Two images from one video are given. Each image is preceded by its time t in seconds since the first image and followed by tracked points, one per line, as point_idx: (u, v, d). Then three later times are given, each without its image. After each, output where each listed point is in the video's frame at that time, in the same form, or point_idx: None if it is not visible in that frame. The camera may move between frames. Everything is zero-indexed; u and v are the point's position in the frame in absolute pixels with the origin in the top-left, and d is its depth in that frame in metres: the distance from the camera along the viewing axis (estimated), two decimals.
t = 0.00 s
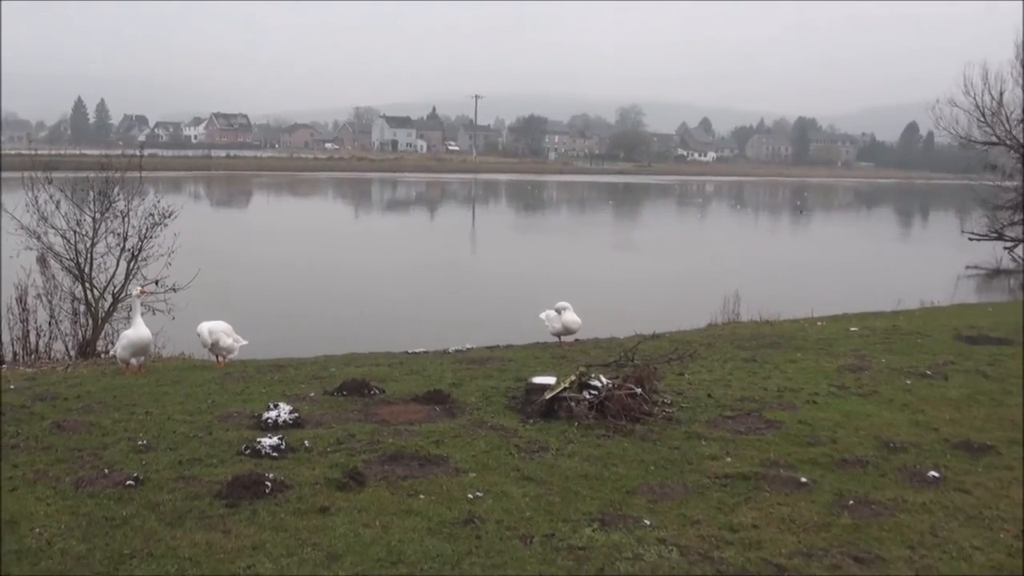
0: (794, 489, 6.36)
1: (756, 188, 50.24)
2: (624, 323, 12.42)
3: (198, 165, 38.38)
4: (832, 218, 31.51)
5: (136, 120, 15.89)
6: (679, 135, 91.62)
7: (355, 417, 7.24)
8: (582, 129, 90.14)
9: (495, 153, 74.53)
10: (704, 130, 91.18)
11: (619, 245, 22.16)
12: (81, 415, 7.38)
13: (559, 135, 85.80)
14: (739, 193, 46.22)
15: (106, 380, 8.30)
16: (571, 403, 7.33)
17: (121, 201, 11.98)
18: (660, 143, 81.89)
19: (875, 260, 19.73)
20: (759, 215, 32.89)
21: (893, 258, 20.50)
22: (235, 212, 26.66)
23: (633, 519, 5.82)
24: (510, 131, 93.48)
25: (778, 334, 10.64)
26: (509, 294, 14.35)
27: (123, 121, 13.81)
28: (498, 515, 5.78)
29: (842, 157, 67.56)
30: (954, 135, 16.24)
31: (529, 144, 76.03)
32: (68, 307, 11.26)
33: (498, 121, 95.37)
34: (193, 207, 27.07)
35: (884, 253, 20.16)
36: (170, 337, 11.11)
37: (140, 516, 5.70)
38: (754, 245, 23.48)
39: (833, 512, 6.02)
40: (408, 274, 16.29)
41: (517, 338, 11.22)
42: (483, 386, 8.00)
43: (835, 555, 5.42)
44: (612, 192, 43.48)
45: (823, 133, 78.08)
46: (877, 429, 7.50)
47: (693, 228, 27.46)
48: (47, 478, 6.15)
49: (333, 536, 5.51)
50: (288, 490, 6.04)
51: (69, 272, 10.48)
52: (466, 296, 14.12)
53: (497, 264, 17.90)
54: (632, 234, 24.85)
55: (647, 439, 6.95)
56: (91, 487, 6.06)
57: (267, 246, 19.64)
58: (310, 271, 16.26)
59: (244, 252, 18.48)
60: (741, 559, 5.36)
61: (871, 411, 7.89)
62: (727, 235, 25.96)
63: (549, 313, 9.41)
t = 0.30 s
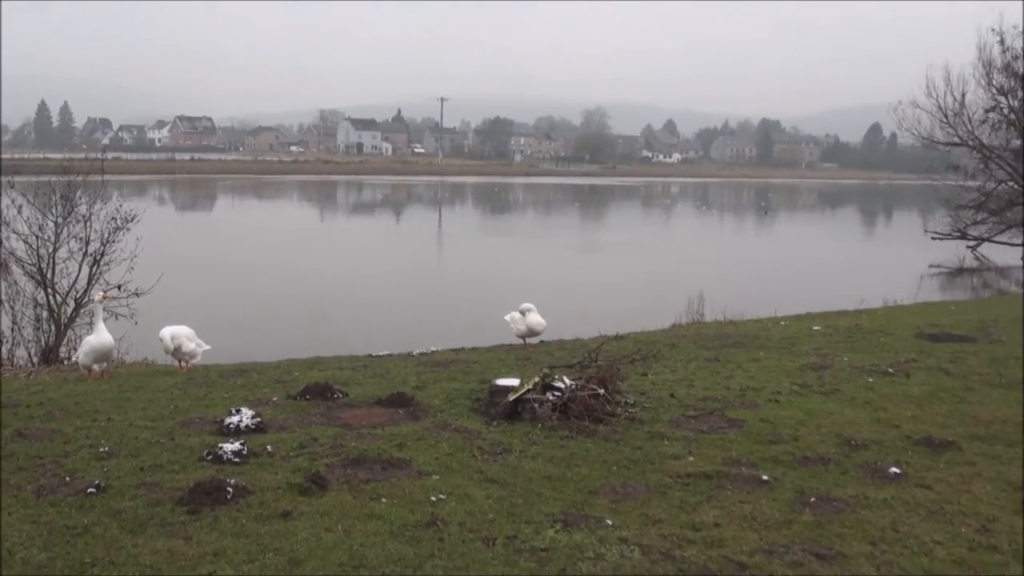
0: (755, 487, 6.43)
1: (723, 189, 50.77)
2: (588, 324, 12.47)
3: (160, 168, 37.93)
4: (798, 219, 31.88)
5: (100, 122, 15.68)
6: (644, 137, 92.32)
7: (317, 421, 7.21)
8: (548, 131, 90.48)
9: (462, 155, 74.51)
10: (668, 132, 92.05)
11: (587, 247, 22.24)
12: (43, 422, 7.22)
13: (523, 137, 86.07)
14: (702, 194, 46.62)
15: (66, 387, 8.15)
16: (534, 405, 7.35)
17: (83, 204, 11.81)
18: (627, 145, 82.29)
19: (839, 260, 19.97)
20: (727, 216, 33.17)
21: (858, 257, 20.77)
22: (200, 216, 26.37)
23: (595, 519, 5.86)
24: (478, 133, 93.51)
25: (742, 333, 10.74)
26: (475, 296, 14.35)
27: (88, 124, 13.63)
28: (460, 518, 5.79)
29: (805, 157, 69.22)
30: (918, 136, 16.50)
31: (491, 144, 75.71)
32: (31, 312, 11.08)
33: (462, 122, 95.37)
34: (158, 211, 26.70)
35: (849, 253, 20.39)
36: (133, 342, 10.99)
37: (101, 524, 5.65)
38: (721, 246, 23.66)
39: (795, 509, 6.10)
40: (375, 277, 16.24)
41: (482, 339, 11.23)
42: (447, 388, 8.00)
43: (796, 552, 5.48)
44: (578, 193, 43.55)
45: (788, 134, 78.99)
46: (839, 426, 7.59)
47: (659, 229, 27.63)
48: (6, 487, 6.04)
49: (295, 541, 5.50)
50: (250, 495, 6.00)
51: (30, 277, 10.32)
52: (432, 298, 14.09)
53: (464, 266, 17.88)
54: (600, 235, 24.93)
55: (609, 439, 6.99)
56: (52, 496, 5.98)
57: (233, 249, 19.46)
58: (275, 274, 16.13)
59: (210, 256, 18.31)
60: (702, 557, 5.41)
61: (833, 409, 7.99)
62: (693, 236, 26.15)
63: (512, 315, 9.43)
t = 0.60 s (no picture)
0: (760, 487, 6.42)
1: (723, 188, 50.75)
2: (588, 324, 12.50)
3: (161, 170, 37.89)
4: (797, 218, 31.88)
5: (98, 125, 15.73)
6: (643, 137, 92.33)
7: (320, 423, 7.19)
8: (545, 133, 90.57)
9: (462, 155, 74.53)
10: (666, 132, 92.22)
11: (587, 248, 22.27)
12: (44, 426, 7.17)
13: (523, 138, 86.12)
14: (703, 193, 46.60)
15: (66, 392, 8.08)
16: (537, 405, 7.33)
17: (82, 208, 11.82)
18: (623, 145, 82.18)
19: (839, 260, 20.00)
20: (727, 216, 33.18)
21: (855, 256, 20.78)
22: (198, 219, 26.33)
23: (600, 520, 5.85)
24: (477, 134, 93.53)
25: (743, 333, 10.74)
26: (474, 298, 14.35)
27: (86, 130, 13.72)
28: (465, 519, 5.78)
29: (804, 156, 69.28)
30: (916, 135, 16.52)
31: (491, 145, 75.54)
32: (31, 317, 11.06)
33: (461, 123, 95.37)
34: (155, 215, 26.58)
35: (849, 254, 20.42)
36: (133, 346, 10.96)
37: (105, 528, 5.64)
38: (721, 245, 23.66)
39: (799, 508, 6.09)
40: (375, 278, 16.21)
41: (483, 340, 11.20)
42: (449, 390, 7.98)
43: (801, 552, 5.47)
44: (579, 193, 43.51)
45: (788, 133, 79.05)
46: (842, 425, 7.59)
47: (658, 229, 27.65)
48: (8, 492, 6.01)
49: (299, 544, 5.49)
50: (254, 498, 5.98)
51: (30, 281, 10.29)
52: (431, 300, 14.10)
53: (464, 268, 17.91)
54: (599, 236, 24.94)
55: (612, 440, 6.98)
56: (55, 499, 5.96)
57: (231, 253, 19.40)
58: (274, 277, 16.15)
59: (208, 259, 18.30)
60: (707, 557, 5.40)
61: (836, 408, 7.98)
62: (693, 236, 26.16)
63: (513, 316, 9.41)
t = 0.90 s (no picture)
0: (887, 497, 6.17)
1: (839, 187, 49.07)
2: (703, 327, 12.30)
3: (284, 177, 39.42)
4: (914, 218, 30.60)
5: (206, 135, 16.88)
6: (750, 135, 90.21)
7: (441, 424, 7.28)
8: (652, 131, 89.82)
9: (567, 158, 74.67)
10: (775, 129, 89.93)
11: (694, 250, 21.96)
12: (170, 423, 7.46)
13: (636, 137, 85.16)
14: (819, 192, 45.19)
15: (194, 389, 8.42)
16: (657, 409, 7.25)
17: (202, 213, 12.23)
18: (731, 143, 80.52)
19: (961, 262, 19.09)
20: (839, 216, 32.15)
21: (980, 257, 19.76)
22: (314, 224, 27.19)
23: (724, 527, 5.73)
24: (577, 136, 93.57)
25: (863, 337, 10.37)
26: (584, 300, 14.34)
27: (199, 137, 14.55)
28: (587, 523, 5.76)
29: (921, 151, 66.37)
30: None
31: (604, 148, 75.52)
32: (153, 318, 11.64)
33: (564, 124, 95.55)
34: (274, 220, 27.68)
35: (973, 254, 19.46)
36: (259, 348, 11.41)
37: (231, 522, 5.84)
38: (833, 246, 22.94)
39: (927, 521, 5.82)
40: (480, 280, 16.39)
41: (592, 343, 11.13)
42: (568, 392, 7.97)
43: (931, 566, 5.24)
44: (688, 194, 42.89)
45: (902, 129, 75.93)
46: (972, 434, 7.23)
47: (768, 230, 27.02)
48: (138, 484, 6.28)
49: (423, 543, 5.58)
50: (377, 496, 6.08)
51: (154, 284, 10.72)
52: (541, 302, 14.16)
53: (570, 270, 17.92)
54: (704, 238, 24.54)
55: (735, 445, 6.84)
56: (181, 493, 6.18)
57: (340, 255, 19.99)
58: (385, 280, 16.52)
59: (319, 262, 18.87)
60: (834, 569, 5.21)
61: (966, 416, 7.61)
62: (804, 237, 25.44)
63: (630, 318, 9.34)
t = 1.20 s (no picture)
0: None
1: None
2: (895, 341, 11.80)
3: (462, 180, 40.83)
4: None
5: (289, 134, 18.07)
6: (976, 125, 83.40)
7: (624, 427, 7.26)
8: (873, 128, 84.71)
9: (746, 157, 72.16)
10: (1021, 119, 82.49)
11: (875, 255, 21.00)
12: (359, 413, 7.73)
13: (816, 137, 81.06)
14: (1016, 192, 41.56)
15: (381, 380, 8.77)
16: (847, 422, 7.00)
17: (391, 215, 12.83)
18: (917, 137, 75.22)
19: None
20: None
21: None
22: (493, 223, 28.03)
23: (916, 550, 5.45)
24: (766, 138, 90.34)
25: None
26: (761, 306, 14.11)
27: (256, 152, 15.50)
28: (775, 536, 5.60)
29: None
30: None
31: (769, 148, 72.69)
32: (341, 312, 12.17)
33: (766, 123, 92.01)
34: (456, 219, 28.77)
35: None
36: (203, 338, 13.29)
37: (418, 511, 6.00)
38: None
39: None
40: (658, 283, 16.46)
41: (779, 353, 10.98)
42: (753, 400, 7.81)
43: None
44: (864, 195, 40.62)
45: None
46: None
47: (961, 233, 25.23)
48: (328, 471, 6.56)
49: (606, 545, 5.57)
50: (561, 496, 6.13)
51: (344, 279, 11.32)
52: (714, 308, 14.07)
53: (745, 274, 17.67)
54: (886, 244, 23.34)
55: (927, 465, 6.53)
56: (370, 481, 6.39)
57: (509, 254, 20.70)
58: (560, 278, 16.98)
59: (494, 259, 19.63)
60: None
61: None
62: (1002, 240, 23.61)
63: (816, 326, 9.30)
